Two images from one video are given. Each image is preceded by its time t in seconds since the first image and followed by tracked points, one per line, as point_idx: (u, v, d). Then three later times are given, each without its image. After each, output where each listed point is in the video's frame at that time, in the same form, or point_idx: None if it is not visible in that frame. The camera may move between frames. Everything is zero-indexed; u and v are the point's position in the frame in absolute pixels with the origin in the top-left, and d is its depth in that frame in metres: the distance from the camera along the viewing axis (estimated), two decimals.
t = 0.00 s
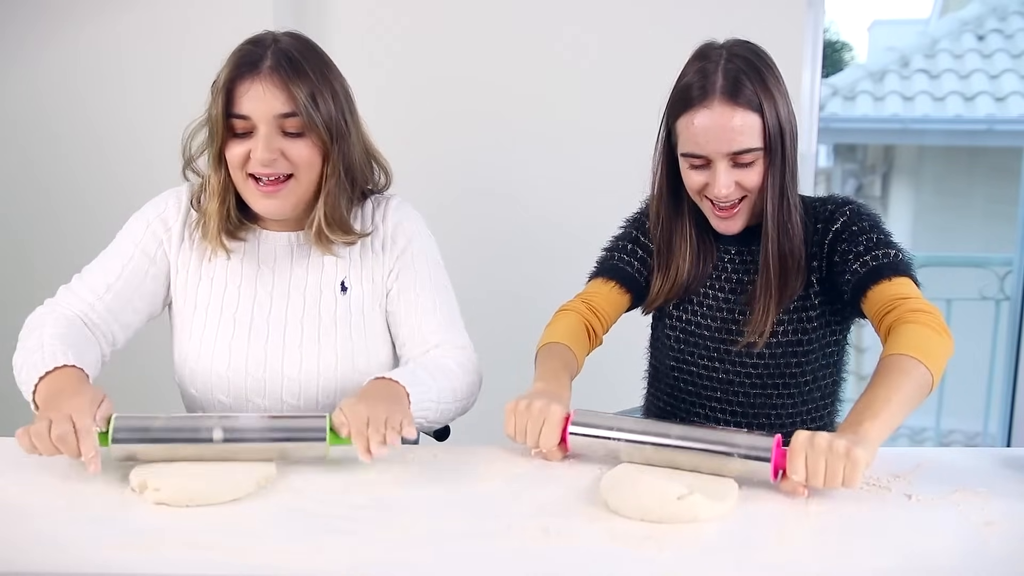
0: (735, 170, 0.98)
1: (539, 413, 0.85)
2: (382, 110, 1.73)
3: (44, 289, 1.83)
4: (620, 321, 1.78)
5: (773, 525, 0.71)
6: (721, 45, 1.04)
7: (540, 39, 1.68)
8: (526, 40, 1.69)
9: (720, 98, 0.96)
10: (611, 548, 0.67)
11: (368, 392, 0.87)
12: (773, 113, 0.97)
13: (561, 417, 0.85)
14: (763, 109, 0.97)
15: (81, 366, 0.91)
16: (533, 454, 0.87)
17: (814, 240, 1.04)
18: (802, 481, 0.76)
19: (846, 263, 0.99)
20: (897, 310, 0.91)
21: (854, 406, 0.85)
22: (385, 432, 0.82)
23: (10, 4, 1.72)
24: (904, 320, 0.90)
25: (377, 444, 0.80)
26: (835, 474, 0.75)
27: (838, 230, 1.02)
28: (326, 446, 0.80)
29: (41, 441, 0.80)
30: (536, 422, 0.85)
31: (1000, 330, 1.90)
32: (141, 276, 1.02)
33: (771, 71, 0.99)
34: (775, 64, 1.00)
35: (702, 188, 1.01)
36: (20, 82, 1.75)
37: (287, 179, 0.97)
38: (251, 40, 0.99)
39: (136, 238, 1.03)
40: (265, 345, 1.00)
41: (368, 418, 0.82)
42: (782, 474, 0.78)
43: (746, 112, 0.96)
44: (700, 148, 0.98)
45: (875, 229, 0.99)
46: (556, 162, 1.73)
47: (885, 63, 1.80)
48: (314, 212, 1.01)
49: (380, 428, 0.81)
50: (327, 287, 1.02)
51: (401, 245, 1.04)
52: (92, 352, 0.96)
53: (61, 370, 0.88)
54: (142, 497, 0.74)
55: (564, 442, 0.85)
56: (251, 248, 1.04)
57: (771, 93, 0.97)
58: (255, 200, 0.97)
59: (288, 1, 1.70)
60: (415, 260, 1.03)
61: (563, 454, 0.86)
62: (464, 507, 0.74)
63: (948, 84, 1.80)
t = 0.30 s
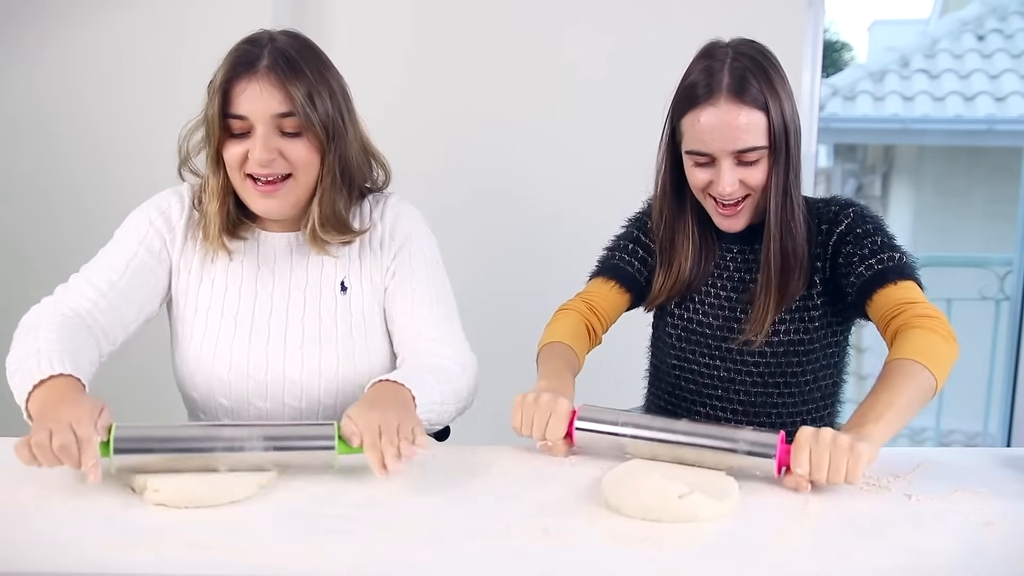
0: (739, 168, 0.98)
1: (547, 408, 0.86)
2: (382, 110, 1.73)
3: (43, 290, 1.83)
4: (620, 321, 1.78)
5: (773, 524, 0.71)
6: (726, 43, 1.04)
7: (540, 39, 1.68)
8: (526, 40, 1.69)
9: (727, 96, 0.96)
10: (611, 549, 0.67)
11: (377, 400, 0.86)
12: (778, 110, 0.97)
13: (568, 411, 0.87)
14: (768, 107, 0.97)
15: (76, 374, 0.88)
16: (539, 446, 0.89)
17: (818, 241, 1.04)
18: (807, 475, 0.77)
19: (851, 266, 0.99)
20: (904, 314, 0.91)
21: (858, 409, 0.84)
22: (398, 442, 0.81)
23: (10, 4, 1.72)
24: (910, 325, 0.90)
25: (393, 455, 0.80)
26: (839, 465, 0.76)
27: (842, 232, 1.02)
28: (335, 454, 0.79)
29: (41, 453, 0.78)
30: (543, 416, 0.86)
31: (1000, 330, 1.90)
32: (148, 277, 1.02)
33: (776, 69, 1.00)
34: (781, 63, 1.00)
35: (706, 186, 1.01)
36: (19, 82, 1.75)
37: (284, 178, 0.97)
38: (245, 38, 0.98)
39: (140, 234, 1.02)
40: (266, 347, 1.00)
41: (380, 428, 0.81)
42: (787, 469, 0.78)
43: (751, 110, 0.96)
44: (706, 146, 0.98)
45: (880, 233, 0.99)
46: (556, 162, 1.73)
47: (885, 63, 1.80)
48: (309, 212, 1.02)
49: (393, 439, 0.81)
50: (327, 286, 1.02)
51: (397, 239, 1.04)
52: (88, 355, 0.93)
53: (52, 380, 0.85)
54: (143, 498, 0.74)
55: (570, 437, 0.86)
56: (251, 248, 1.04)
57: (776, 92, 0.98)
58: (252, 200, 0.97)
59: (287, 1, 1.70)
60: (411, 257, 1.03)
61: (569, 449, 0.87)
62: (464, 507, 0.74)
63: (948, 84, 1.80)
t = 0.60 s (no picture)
0: (741, 167, 0.98)
1: (552, 406, 0.87)
2: (381, 109, 1.73)
3: (43, 291, 1.83)
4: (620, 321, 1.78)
5: (774, 523, 0.71)
6: (730, 43, 1.04)
7: (540, 39, 1.68)
8: (526, 39, 1.69)
9: (730, 95, 0.96)
10: (611, 548, 0.67)
11: (380, 406, 0.84)
12: (781, 110, 0.97)
13: (574, 409, 0.88)
14: (771, 106, 0.97)
15: (70, 380, 0.86)
16: (545, 445, 0.89)
17: (820, 241, 1.04)
18: (808, 474, 0.77)
19: (856, 265, 0.99)
20: (912, 313, 0.92)
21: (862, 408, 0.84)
22: (406, 448, 0.79)
23: (10, 4, 1.72)
24: (919, 324, 0.90)
25: (402, 462, 0.78)
26: (840, 465, 0.76)
27: (845, 232, 1.02)
28: (341, 462, 0.77)
29: (36, 469, 0.74)
30: (549, 414, 0.87)
31: (1000, 330, 1.90)
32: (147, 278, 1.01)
33: (779, 69, 0.99)
34: (784, 63, 1.00)
35: (708, 185, 1.01)
36: (19, 82, 1.75)
37: (289, 179, 0.97)
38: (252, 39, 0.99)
39: (143, 235, 1.01)
40: (268, 350, 1.00)
41: (385, 435, 0.79)
42: (787, 468, 0.79)
43: (754, 109, 0.96)
44: (709, 144, 0.98)
45: (883, 231, 1.00)
46: (556, 162, 1.73)
47: (884, 63, 1.80)
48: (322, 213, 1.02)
49: (400, 445, 0.79)
50: (330, 289, 1.02)
51: (398, 241, 1.04)
52: (88, 353, 0.92)
53: (48, 389, 0.83)
54: (141, 499, 0.74)
55: (575, 435, 0.87)
56: (255, 250, 1.03)
57: (780, 91, 0.98)
58: (257, 201, 0.97)
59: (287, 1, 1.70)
60: (413, 259, 1.03)
61: (574, 446, 0.88)
62: (464, 507, 0.74)
63: (948, 84, 1.80)
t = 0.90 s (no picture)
0: (741, 169, 0.98)
1: (552, 408, 0.87)
2: (381, 108, 1.73)
3: (44, 291, 1.84)
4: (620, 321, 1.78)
5: (774, 523, 0.71)
6: (730, 43, 1.04)
7: (540, 39, 1.68)
8: (526, 39, 1.69)
9: (730, 97, 0.96)
10: (611, 548, 0.67)
11: (383, 397, 0.86)
12: (781, 111, 0.97)
13: (574, 410, 0.88)
14: (770, 107, 0.97)
15: (88, 367, 0.90)
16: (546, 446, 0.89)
17: (822, 243, 1.04)
18: (808, 469, 0.78)
19: (860, 264, 0.99)
20: (921, 310, 0.91)
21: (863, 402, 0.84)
22: (392, 440, 0.81)
23: (10, 3, 1.72)
24: (927, 320, 0.90)
25: (383, 454, 0.80)
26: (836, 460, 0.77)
27: (848, 233, 1.02)
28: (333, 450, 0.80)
29: (55, 440, 0.80)
30: (549, 416, 0.87)
31: (1000, 330, 1.90)
32: (141, 280, 1.02)
33: (779, 71, 0.99)
34: (784, 64, 1.01)
35: (708, 186, 1.01)
36: (19, 81, 1.75)
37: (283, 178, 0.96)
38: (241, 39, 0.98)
39: (137, 239, 1.02)
40: (268, 349, 1.00)
41: (376, 424, 0.81)
42: (789, 462, 0.80)
43: (754, 111, 0.96)
44: (708, 146, 0.98)
45: (887, 232, 0.99)
46: (556, 162, 1.73)
47: (885, 63, 1.80)
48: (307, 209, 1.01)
49: (387, 437, 0.80)
50: (330, 289, 1.02)
51: (403, 244, 1.04)
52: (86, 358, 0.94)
53: (68, 374, 0.87)
54: (139, 501, 0.74)
55: (576, 435, 0.87)
56: (253, 249, 1.03)
57: (779, 92, 0.98)
58: (251, 200, 0.96)
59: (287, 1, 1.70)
60: (417, 263, 1.03)
61: (575, 446, 0.88)
62: (464, 507, 0.74)
63: (948, 84, 1.80)
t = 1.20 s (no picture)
0: (740, 167, 0.98)
1: (547, 410, 0.86)
2: (381, 108, 1.73)
3: (45, 291, 1.84)
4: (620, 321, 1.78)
5: (774, 523, 0.71)
6: (729, 42, 1.04)
7: (541, 39, 1.68)
8: (526, 39, 1.69)
9: (729, 96, 0.96)
10: (611, 548, 0.67)
11: (383, 411, 0.82)
12: (779, 109, 0.97)
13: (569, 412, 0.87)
14: (769, 106, 0.97)
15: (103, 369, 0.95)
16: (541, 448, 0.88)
17: (820, 243, 1.04)
18: (805, 479, 0.77)
19: (855, 266, 0.99)
20: (909, 312, 0.91)
21: (859, 407, 0.84)
22: (361, 455, 0.76)
23: (10, 3, 1.72)
24: (915, 322, 0.90)
25: (344, 468, 0.75)
26: (834, 469, 0.76)
27: (844, 234, 1.01)
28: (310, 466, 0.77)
29: (43, 431, 0.83)
30: (544, 419, 0.86)
31: (1000, 330, 1.90)
32: (151, 288, 1.04)
33: (779, 69, 1.00)
34: (783, 62, 1.01)
35: (707, 185, 1.01)
36: (19, 81, 1.75)
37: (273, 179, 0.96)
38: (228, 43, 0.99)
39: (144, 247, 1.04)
40: (264, 349, 1.00)
41: (354, 435, 0.77)
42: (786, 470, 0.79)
43: (752, 109, 0.96)
44: (706, 145, 0.98)
45: (882, 233, 0.99)
46: (556, 162, 1.73)
47: (885, 63, 1.80)
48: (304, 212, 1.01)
49: (357, 451, 0.76)
50: (327, 290, 1.02)
51: (398, 242, 1.03)
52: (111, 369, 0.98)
53: (78, 375, 0.92)
54: (135, 503, 0.74)
55: (571, 438, 0.87)
56: (251, 250, 1.04)
57: (778, 90, 0.98)
58: (244, 202, 0.97)
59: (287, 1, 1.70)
60: (414, 255, 1.01)
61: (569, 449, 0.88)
62: (464, 507, 0.74)
63: (948, 84, 1.80)
